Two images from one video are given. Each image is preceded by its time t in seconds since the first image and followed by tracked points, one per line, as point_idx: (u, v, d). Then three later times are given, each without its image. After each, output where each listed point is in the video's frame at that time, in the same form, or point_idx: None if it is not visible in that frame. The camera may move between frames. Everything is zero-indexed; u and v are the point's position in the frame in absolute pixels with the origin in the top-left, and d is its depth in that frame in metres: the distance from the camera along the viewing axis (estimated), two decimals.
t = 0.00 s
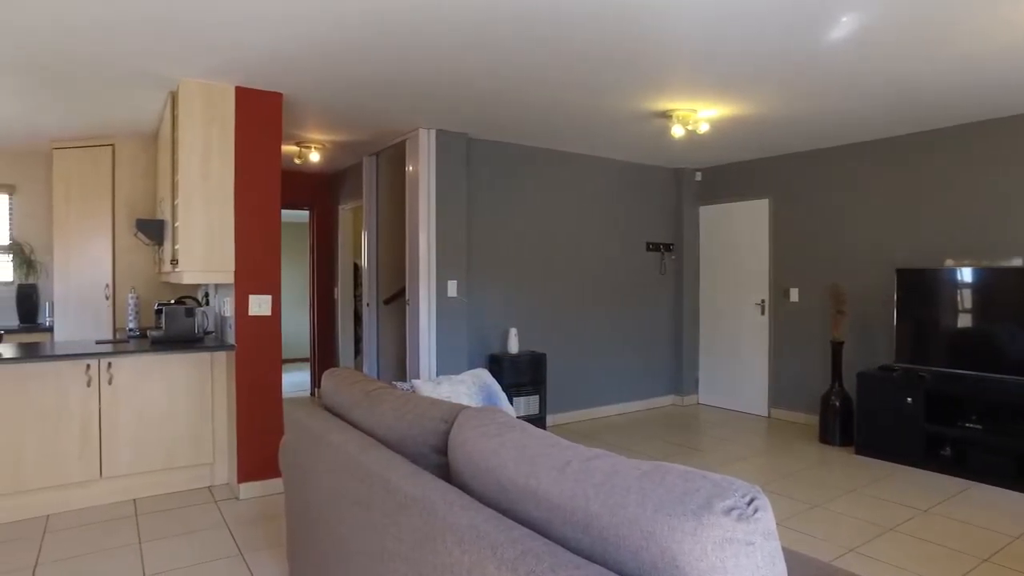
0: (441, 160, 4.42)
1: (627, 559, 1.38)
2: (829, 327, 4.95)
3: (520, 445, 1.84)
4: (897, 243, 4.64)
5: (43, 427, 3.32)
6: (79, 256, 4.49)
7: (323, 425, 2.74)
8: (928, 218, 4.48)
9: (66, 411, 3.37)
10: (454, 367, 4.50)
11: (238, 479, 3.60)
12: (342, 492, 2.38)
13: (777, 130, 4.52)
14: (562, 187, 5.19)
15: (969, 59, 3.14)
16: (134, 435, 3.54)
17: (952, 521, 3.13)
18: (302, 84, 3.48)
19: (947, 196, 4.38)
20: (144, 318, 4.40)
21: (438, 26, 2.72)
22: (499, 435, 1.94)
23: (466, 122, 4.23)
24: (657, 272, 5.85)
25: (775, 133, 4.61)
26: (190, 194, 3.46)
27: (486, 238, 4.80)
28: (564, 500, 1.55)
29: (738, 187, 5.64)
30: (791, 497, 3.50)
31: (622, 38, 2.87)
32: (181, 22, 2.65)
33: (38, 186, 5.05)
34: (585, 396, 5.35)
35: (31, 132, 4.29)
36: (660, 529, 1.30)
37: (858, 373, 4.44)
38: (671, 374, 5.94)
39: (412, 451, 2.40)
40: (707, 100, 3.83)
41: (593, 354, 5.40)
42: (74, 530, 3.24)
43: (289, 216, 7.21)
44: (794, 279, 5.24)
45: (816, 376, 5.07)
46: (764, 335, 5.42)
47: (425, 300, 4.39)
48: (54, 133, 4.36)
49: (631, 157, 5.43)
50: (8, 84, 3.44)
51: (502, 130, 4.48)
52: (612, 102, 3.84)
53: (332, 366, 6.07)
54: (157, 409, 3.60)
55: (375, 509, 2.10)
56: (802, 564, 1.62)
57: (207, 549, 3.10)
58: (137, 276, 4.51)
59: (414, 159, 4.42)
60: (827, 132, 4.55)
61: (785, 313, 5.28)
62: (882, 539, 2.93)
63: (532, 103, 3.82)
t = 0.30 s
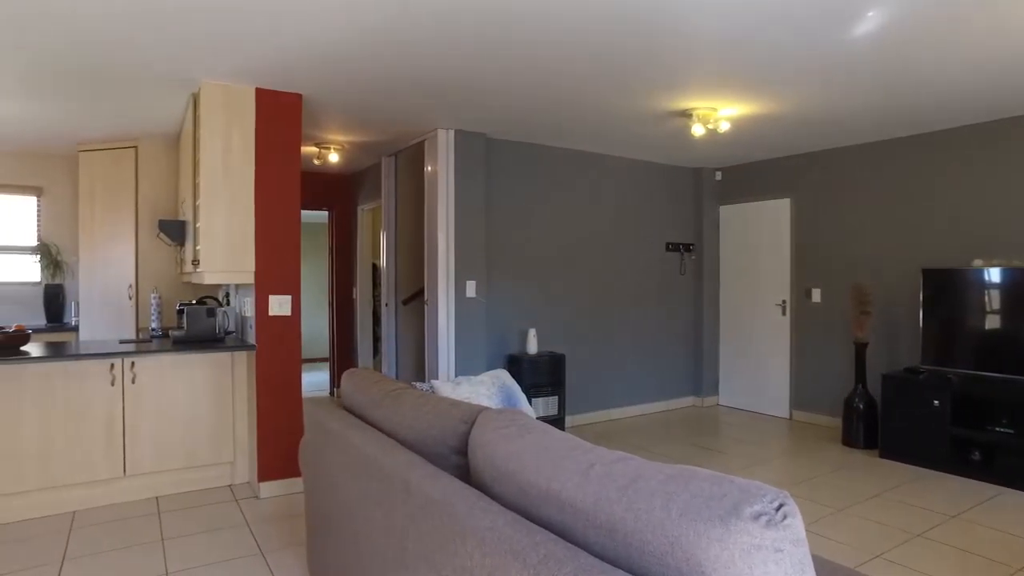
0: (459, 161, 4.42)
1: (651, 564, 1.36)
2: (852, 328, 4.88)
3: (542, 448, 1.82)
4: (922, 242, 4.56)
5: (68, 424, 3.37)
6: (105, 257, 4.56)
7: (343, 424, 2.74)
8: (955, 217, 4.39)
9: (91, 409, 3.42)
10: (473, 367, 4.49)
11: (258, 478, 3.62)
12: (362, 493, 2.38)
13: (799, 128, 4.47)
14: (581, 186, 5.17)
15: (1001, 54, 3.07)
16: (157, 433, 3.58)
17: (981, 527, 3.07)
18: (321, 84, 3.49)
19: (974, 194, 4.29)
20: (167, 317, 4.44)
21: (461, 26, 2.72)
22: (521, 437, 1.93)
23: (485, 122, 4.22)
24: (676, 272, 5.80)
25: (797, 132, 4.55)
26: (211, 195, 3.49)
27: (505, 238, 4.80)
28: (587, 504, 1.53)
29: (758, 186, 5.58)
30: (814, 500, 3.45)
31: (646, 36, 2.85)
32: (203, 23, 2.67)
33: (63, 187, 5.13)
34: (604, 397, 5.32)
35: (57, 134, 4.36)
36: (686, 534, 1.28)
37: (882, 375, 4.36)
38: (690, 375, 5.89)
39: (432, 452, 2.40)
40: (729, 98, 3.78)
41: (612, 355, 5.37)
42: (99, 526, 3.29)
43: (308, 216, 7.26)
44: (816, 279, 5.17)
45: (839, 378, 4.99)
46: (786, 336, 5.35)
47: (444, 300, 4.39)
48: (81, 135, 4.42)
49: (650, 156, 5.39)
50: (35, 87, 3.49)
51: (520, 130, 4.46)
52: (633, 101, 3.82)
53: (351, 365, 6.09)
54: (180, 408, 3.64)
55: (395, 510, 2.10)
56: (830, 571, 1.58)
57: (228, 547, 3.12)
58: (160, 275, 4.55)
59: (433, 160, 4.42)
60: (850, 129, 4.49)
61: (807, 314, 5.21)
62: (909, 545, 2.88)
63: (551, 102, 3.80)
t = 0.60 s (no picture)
0: (481, 161, 4.41)
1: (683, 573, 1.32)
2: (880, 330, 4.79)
3: (569, 451, 1.79)
4: (952, 242, 4.46)
5: (97, 422, 3.42)
6: (133, 257, 4.62)
7: (367, 425, 2.75)
8: (986, 215, 4.28)
9: (119, 407, 3.47)
10: (495, 368, 4.49)
11: (282, 478, 3.65)
12: (387, 494, 2.38)
13: (825, 127, 4.40)
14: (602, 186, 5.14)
15: None
16: (183, 431, 3.62)
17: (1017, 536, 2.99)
18: (344, 85, 3.50)
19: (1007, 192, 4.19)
20: (192, 318, 4.49)
21: (486, 26, 2.71)
22: (547, 440, 1.90)
23: (507, 121, 4.20)
24: (699, 272, 5.74)
25: (823, 130, 4.48)
26: (235, 196, 3.51)
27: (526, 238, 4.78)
28: (617, 510, 1.50)
29: (783, 185, 5.50)
30: (841, 505, 3.40)
31: (674, 35, 2.82)
32: (228, 25, 2.69)
33: (92, 189, 5.21)
34: (627, 399, 5.28)
35: (86, 137, 4.43)
36: (719, 543, 1.25)
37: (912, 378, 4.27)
38: (713, 376, 5.84)
39: (457, 455, 2.39)
40: (754, 96, 3.74)
41: (634, 356, 5.33)
42: (127, 523, 3.33)
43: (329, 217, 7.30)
44: (843, 280, 5.09)
45: (865, 381, 4.91)
46: (811, 337, 5.27)
47: (466, 300, 4.38)
48: (108, 138, 4.49)
49: (672, 156, 5.34)
50: (66, 91, 3.55)
51: (542, 129, 4.44)
52: (657, 100, 3.78)
53: (372, 365, 6.12)
54: (205, 406, 3.67)
55: (420, 512, 2.09)
56: None
57: (253, 546, 3.14)
58: (185, 276, 4.60)
59: (455, 160, 4.42)
60: (877, 127, 4.40)
61: (833, 315, 5.13)
62: (941, 553, 2.82)
63: (573, 102, 3.78)
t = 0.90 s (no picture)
0: (508, 161, 4.41)
1: None
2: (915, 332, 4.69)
3: (602, 453, 1.75)
4: (990, 241, 4.34)
5: (133, 420, 3.49)
6: (167, 258, 4.71)
7: (398, 425, 2.76)
8: None
9: (154, 405, 3.54)
10: (522, 369, 4.48)
11: (312, 477, 3.68)
12: (418, 494, 2.38)
13: (857, 124, 4.32)
14: (629, 186, 5.10)
15: None
16: (215, 429, 3.68)
17: None
18: (373, 87, 3.52)
19: None
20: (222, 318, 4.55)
21: (519, 27, 2.71)
22: (580, 442, 1.86)
23: (534, 122, 4.20)
24: (728, 273, 5.68)
25: (856, 128, 4.40)
26: (266, 198, 3.55)
27: (553, 239, 4.77)
28: (651, 513, 1.45)
29: (814, 184, 5.42)
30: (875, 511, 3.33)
31: (709, 34, 2.79)
32: (258, 28, 2.72)
33: (128, 192, 5.33)
34: (654, 401, 5.25)
35: (122, 140, 4.53)
36: (758, 548, 1.20)
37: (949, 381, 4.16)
38: (742, 378, 5.77)
39: (489, 455, 2.38)
40: (785, 95, 3.69)
41: (662, 357, 5.29)
42: (162, 518, 3.40)
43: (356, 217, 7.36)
44: (876, 280, 4.99)
45: (900, 383, 4.81)
46: (843, 339, 5.18)
47: (494, 301, 4.39)
48: (143, 141, 4.57)
49: (699, 155, 5.29)
50: (104, 96, 3.63)
51: (569, 130, 4.43)
52: (687, 99, 3.74)
53: (399, 366, 6.16)
54: (237, 405, 3.72)
55: (451, 513, 2.09)
56: None
57: (283, 544, 3.18)
58: (216, 277, 4.67)
59: (482, 161, 4.43)
60: (912, 124, 4.31)
61: (867, 317, 5.03)
62: (983, 563, 2.74)
63: (601, 102, 3.76)
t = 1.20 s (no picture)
0: (537, 161, 4.42)
1: None
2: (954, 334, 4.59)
3: (637, 452, 1.73)
4: None
5: (169, 416, 3.57)
6: (202, 259, 4.80)
7: (430, 423, 2.78)
8: None
9: (189, 403, 3.61)
10: (551, 369, 4.48)
11: (343, 475, 3.72)
12: (451, 492, 2.39)
13: (891, 121, 4.24)
14: (657, 185, 5.07)
15: None
16: (248, 427, 3.74)
17: None
18: (404, 88, 3.55)
19: None
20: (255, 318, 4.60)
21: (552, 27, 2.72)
22: (615, 442, 1.84)
23: (562, 121, 4.20)
24: (758, 273, 5.61)
25: (891, 125, 4.32)
26: (298, 199, 3.60)
27: (581, 239, 4.77)
28: (688, 514, 1.43)
29: (847, 183, 5.33)
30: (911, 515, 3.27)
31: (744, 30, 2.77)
32: (291, 31, 2.76)
33: (164, 194, 5.45)
34: (683, 402, 5.20)
35: (160, 143, 4.64)
36: (800, 551, 1.17)
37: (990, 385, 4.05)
38: (772, 380, 5.69)
39: (521, 455, 2.39)
40: (820, 92, 3.64)
41: (691, 358, 5.24)
42: (198, 513, 3.47)
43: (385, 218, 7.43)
44: (912, 281, 4.89)
45: (937, 386, 4.70)
46: (877, 340, 5.09)
47: (523, 301, 4.39)
48: (179, 144, 4.67)
49: (729, 154, 5.23)
50: (142, 100, 3.72)
51: (598, 129, 4.42)
52: (719, 97, 3.71)
53: (428, 365, 6.19)
54: (269, 403, 3.78)
55: (484, 512, 2.09)
56: None
57: (315, 540, 3.21)
58: (248, 277, 4.75)
59: (511, 161, 4.44)
60: (948, 121, 4.22)
61: (903, 318, 4.93)
62: None
63: (630, 100, 3.75)
